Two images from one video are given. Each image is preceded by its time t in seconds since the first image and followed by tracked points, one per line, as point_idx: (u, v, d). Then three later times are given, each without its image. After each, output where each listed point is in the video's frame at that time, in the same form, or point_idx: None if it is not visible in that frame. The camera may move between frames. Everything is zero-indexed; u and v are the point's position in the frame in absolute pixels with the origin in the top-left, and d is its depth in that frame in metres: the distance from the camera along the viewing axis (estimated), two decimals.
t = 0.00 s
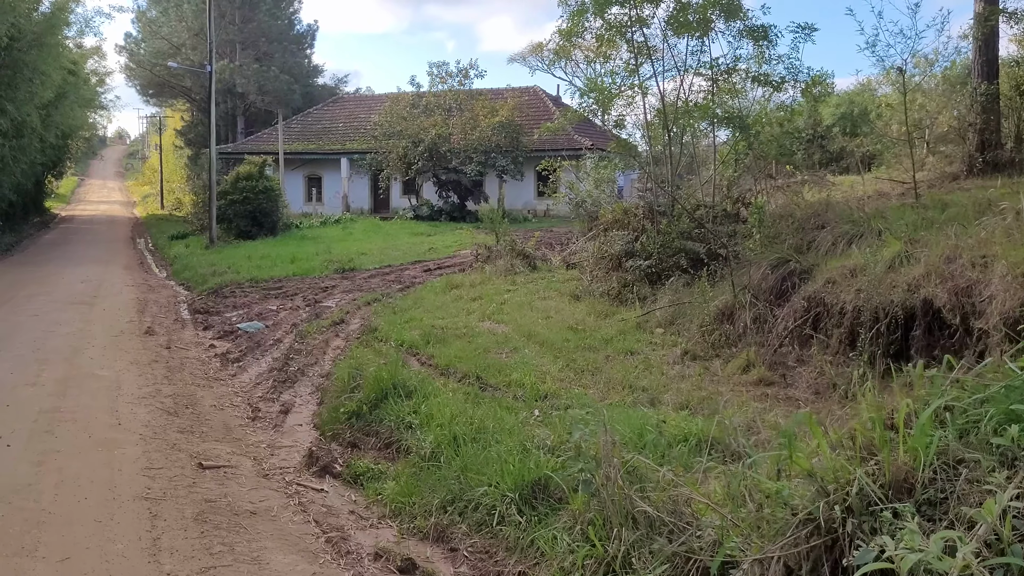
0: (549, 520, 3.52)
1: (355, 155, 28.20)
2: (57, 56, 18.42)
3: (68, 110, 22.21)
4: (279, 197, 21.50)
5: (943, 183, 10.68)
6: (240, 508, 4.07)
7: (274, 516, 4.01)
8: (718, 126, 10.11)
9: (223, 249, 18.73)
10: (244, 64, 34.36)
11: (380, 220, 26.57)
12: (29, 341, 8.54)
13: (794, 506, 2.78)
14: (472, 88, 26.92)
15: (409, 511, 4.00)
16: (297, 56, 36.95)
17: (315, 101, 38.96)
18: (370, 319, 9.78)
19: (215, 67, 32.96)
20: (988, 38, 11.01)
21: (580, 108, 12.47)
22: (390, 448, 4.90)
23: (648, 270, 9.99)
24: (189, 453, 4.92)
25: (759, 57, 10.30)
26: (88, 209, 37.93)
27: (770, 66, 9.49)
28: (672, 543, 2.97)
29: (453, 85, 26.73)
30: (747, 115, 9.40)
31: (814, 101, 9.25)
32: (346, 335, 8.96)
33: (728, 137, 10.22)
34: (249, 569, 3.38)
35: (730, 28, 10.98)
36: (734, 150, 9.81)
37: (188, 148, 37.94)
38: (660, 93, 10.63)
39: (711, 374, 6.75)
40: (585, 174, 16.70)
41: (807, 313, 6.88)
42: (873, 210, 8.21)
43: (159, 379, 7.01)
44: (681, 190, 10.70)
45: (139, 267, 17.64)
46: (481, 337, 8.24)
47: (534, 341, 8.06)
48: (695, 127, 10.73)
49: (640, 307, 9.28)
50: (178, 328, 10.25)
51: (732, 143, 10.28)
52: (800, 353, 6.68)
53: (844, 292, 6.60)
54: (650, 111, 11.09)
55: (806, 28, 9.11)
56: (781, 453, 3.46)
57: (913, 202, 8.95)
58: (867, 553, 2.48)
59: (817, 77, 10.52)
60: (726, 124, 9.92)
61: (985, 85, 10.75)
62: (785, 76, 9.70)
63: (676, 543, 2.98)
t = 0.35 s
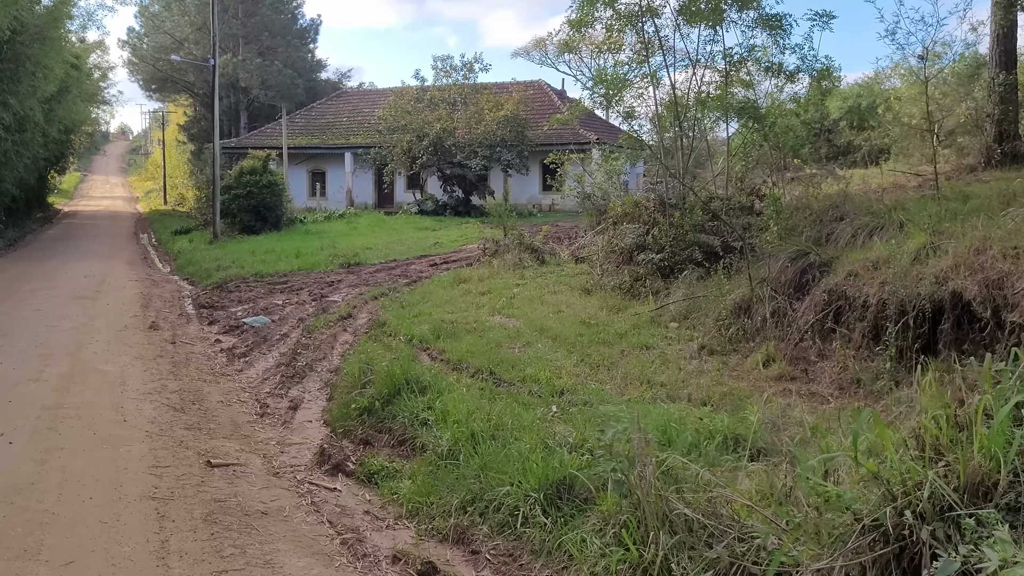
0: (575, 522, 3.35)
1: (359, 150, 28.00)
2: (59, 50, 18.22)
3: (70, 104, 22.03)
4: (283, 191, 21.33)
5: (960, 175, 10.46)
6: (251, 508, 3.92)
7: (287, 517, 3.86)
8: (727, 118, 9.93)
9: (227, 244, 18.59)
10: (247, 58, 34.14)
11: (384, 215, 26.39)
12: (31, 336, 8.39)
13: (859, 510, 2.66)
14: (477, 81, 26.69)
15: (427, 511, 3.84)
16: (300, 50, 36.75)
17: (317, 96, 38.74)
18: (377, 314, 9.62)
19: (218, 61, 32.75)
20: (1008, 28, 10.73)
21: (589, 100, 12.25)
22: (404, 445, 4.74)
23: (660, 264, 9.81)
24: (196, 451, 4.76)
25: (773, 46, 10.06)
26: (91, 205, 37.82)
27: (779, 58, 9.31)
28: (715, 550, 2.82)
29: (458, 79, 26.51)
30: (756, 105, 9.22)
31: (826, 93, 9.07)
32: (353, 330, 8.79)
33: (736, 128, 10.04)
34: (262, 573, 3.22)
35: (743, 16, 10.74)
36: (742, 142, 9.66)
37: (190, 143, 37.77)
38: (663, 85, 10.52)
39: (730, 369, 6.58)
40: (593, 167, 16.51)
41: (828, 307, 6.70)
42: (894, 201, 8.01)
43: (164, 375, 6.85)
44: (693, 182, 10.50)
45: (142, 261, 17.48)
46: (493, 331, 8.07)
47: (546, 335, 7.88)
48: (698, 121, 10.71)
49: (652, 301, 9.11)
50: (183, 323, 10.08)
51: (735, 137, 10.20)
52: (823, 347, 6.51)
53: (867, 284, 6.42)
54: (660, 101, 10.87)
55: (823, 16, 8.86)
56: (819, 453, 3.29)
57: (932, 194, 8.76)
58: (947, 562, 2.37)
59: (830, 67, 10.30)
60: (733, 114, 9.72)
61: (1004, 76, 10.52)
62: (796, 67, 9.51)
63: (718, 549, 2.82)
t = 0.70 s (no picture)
0: (604, 543, 3.19)
1: (363, 147, 27.83)
2: (61, 47, 18.05)
3: (72, 101, 21.86)
4: (287, 189, 21.18)
5: (977, 173, 10.03)
6: (263, 523, 3.77)
7: (300, 533, 3.71)
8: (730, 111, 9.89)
9: (231, 242, 18.45)
10: (250, 54, 33.96)
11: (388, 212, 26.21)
12: (35, 338, 8.24)
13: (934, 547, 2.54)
14: (481, 78, 26.48)
15: (446, 528, 3.69)
16: (303, 47, 36.56)
17: (320, 93, 38.54)
18: (386, 315, 9.46)
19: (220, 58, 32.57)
20: None
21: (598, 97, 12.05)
22: (419, 454, 4.60)
23: (673, 264, 9.62)
24: (205, 461, 4.62)
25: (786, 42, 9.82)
26: (93, 202, 37.68)
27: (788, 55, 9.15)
28: None
29: (462, 76, 26.31)
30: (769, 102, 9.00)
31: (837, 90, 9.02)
32: (361, 332, 8.64)
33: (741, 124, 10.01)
34: None
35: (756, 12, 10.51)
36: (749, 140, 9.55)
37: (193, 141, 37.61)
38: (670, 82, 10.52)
39: (750, 373, 6.42)
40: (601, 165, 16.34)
41: (851, 309, 6.53)
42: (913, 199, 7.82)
43: (170, 379, 6.70)
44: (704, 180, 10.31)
45: (146, 260, 17.35)
46: (504, 333, 7.92)
47: (559, 337, 7.73)
48: (704, 118, 10.60)
49: (666, 302, 8.93)
50: (188, 324, 9.94)
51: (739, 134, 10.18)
52: (845, 351, 6.35)
53: (891, 286, 6.24)
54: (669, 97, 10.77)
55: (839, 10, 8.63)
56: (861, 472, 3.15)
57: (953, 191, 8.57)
58: None
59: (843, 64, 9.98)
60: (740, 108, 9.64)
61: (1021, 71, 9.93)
62: (811, 63, 9.26)
63: None
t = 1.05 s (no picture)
0: (630, 559, 3.06)
1: (365, 147, 27.72)
2: (63, 47, 17.93)
3: (74, 102, 21.76)
4: (290, 190, 21.06)
5: (989, 173, 9.76)
6: (271, 537, 3.64)
7: (310, 547, 3.57)
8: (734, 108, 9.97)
9: (234, 243, 18.34)
10: (252, 55, 33.87)
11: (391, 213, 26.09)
12: (36, 342, 8.12)
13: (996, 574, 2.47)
14: (484, 78, 26.38)
15: (461, 542, 3.54)
16: (305, 48, 36.46)
17: (322, 93, 38.44)
18: (392, 317, 9.32)
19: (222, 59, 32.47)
20: None
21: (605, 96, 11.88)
22: (432, 464, 4.46)
23: (683, 265, 9.47)
24: (211, 471, 4.49)
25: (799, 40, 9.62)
26: (95, 204, 37.59)
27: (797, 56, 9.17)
28: None
29: (465, 76, 26.20)
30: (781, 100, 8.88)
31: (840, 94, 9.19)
32: (367, 335, 8.51)
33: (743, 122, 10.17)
34: None
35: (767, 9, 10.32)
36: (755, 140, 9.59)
37: (195, 142, 37.53)
38: (677, 82, 10.63)
39: (766, 378, 6.28)
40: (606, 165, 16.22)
41: (869, 312, 6.38)
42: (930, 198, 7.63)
43: (174, 384, 6.58)
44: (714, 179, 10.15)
45: (148, 262, 17.23)
46: (513, 336, 7.77)
47: (569, 340, 7.59)
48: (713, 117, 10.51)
49: (677, 304, 8.78)
50: (191, 327, 9.81)
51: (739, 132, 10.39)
52: (863, 355, 6.19)
53: (911, 288, 6.08)
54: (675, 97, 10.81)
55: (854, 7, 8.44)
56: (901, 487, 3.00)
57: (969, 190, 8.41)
58: None
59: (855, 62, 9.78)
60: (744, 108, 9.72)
61: None
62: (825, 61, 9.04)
63: None
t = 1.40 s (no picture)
0: None
1: (370, 149, 27.58)
2: (66, 49, 17.81)
3: (77, 104, 21.65)
4: (293, 192, 20.91)
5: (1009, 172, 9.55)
6: (278, 552, 3.46)
7: (320, 563, 3.39)
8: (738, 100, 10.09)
9: (237, 245, 18.19)
10: (256, 57, 33.77)
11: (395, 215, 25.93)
12: (36, 345, 7.95)
13: None
14: (489, 79, 26.22)
15: (478, 558, 3.36)
16: (308, 50, 36.35)
17: (326, 95, 38.35)
18: (399, 320, 9.14)
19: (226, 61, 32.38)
20: None
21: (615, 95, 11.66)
22: (444, 473, 4.29)
23: (696, 266, 9.27)
24: (214, 481, 4.31)
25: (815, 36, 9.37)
26: (98, 206, 37.51)
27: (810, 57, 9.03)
28: None
29: (470, 77, 26.03)
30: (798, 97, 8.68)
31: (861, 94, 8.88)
32: (373, 338, 8.32)
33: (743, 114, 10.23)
34: None
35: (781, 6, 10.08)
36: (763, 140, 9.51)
37: (199, 144, 37.44)
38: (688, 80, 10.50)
39: (787, 382, 6.08)
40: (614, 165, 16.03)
41: (893, 315, 6.17)
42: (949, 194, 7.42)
43: (176, 389, 6.40)
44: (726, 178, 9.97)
45: (151, 264, 17.08)
46: (524, 339, 7.58)
47: (580, 343, 7.40)
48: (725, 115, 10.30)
49: (690, 306, 8.58)
50: (194, 330, 9.63)
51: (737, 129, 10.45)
52: (888, 359, 5.98)
53: (938, 289, 5.88)
54: (686, 99, 10.72)
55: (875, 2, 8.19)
56: (951, 502, 2.81)
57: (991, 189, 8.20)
58: None
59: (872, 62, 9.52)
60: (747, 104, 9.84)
61: None
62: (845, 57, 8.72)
63: None
